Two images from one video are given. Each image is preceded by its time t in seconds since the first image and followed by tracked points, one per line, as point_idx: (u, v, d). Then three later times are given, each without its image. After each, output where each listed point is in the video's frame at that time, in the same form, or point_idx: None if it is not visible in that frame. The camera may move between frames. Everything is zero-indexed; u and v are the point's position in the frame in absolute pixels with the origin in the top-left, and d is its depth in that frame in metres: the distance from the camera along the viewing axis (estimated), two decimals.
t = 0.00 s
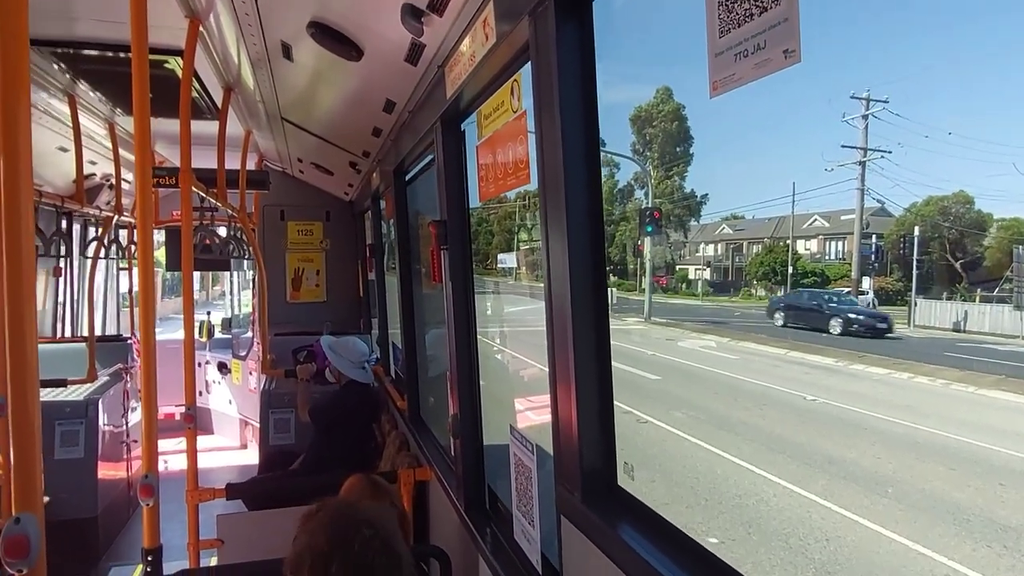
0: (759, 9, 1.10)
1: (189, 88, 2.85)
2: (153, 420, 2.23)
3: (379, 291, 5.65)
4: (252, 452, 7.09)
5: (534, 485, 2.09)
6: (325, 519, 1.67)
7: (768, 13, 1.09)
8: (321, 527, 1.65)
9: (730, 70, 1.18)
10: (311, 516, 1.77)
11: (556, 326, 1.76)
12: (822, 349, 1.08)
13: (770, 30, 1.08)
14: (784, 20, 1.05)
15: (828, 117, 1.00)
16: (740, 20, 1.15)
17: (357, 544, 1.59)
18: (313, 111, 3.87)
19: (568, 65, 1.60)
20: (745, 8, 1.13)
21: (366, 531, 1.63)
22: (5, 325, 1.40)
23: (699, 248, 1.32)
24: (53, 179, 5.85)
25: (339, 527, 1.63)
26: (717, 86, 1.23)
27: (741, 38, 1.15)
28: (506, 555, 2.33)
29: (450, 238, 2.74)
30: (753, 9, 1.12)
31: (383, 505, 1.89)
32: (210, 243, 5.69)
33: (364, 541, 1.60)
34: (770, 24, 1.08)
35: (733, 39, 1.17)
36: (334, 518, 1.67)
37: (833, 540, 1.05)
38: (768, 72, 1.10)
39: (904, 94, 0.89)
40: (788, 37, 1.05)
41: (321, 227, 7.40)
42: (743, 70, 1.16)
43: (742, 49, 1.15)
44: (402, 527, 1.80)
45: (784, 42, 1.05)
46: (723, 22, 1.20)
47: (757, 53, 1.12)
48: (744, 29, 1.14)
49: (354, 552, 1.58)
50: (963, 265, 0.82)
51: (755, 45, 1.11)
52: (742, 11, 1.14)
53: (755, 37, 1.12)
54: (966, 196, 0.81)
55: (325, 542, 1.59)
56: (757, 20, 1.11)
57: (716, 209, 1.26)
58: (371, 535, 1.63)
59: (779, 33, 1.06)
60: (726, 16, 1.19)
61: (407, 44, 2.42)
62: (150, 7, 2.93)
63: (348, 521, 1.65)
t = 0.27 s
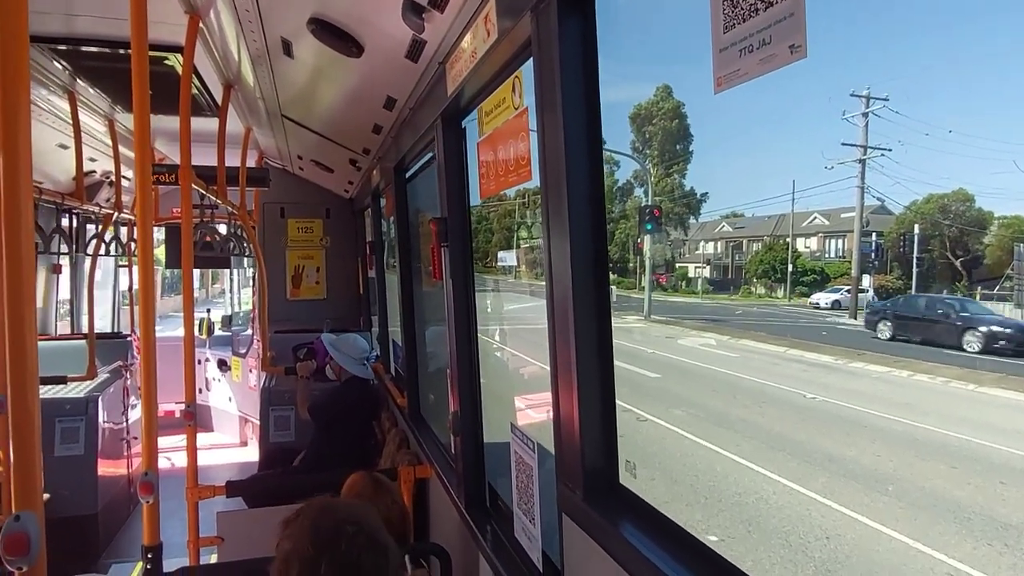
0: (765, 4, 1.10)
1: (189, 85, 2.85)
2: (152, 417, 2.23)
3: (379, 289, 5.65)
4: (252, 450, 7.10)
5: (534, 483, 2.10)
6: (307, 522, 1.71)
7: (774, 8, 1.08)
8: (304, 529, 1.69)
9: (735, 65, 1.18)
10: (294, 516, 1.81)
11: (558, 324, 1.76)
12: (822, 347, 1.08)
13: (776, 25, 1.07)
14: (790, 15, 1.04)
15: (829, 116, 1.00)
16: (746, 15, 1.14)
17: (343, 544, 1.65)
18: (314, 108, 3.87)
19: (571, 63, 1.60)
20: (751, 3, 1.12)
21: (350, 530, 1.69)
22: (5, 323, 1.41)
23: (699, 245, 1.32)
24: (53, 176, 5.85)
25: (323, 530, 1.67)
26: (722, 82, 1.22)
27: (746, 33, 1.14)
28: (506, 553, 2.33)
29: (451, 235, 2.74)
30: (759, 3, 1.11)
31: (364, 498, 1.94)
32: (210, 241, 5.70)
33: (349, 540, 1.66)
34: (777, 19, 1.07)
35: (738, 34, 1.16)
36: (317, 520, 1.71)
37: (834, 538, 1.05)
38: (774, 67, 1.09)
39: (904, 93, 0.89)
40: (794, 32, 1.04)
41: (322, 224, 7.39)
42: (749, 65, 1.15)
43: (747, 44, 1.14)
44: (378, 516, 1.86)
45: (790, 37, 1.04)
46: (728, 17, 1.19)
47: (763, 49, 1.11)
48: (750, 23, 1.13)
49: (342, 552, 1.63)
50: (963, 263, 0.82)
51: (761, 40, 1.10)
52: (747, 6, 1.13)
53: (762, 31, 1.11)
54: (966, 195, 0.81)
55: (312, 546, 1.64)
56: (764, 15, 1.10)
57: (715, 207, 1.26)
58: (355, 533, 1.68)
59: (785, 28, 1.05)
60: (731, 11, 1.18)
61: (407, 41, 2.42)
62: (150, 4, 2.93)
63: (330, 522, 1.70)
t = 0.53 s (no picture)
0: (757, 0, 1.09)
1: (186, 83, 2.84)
2: (150, 415, 2.23)
3: (376, 286, 5.65)
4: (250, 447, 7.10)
5: (530, 480, 2.10)
6: (299, 517, 1.72)
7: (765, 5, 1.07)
8: (296, 524, 1.70)
9: (727, 62, 1.17)
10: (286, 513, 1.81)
11: (553, 322, 1.76)
12: (819, 344, 1.08)
13: (769, 21, 1.07)
14: (782, 11, 1.03)
15: (827, 113, 1.00)
16: (738, 12, 1.13)
17: (334, 537, 1.66)
18: (310, 105, 3.86)
19: (566, 61, 1.60)
20: None
21: (341, 523, 1.69)
22: (3, 320, 1.40)
23: (696, 243, 1.32)
24: (49, 174, 5.83)
25: (314, 524, 1.68)
26: (714, 79, 1.22)
27: (739, 30, 1.13)
28: (503, 549, 2.33)
29: (448, 233, 2.74)
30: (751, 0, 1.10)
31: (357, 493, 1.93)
32: (207, 238, 5.69)
33: (341, 533, 1.67)
34: (770, 15, 1.06)
35: (731, 30, 1.15)
36: (308, 515, 1.72)
37: (831, 534, 1.06)
38: (767, 64, 1.08)
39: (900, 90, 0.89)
40: (787, 28, 1.03)
41: (319, 222, 7.38)
42: (741, 62, 1.14)
43: (740, 41, 1.13)
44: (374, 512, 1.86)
45: (782, 34, 1.04)
46: (720, 14, 1.18)
47: (756, 45, 1.10)
48: (743, 20, 1.12)
49: (333, 545, 1.64)
50: (960, 260, 0.82)
51: (754, 36, 1.10)
52: (739, 2, 1.13)
53: (754, 28, 1.10)
54: (963, 191, 0.81)
55: (303, 541, 1.65)
56: (756, 11, 1.09)
57: (714, 203, 1.26)
58: (347, 527, 1.69)
59: (778, 25, 1.05)
60: (723, 8, 1.17)
61: (404, 37, 2.41)
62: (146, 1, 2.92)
63: (322, 516, 1.71)
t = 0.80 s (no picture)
0: (751, 2, 1.10)
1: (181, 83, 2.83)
2: (148, 416, 2.22)
3: (373, 286, 5.64)
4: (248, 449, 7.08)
5: (528, 481, 2.10)
6: (292, 519, 1.72)
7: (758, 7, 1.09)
8: (289, 527, 1.69)
9: (722, 63, 1.18)
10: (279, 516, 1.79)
11: (550, 323, 1.76)
12: (817, 343, 1.09)
13: (762, 23, 1.08)
14: (775, 13, 1.04)
15: (825, 112, 1.00)
16: (732, 13, 1.14)
17: (326, 539, 1.65)
18: (306, 106, 3.85)
19: (561, 61, 1.60)
20: None
21: (334, 525, 1.69)
22: None
23: (694, 242, 1.31)
24: (45, 175, 5.82)
25: (307, 526, 1.68)
26: (709, 80, 1.23)
27: (734, 30, 1.14)
28: (500, 550, 2.33)
29: (444, 233, 2.74)
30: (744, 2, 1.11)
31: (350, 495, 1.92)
32: (203, 240, 5.68)
33: (333, 534, 1.67)
34: (763, 16, 1.07)
35: (726, 31, 1.17)
36: (302, 517, 1.71)
37: (829, 533, 1.06)
38: (761, 65, 1.09)
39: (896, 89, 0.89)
40: (780, 29, 1.04)
41: (315, 222, 7.37)
42: (735, 63, 1.15)
43: (735, 42, 1.14)
44: (370, 516, 1.86)
45: (775, 35, 1.04)
46: (714, 15, 1.19)
47: (750, 46, 1.11)
48: (737, 21, 1.13)
49: (325, 546, 1.64)
50: (957, 258, 0.82)
51: (748, 37, 1.11)
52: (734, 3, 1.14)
53: (749, 29, 1.11)
54: (960, 189, 0.81)
55: (296, 543, 1.64)
56: (750, 12, 1.10)
57: (711, 202, 1.26)
58: (340, 528, 1.68)
59: (772, 26, 1.05)
60: (717, 9, 1.18)
61: (399, 38, 2.42)
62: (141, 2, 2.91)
63: (315, 518, 1.71)
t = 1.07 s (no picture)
0: (746, 5, 1.10)
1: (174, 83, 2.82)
2: (141, 417, 2.21)
3: (367, 286, 5.63)
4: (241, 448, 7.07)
5: (522, 480, 2.10)
6: (286, 519, 1.72)
7: (755, 9, 1.09)
8: (283, 527, 1.69)
9: (716, 66, 1.18)
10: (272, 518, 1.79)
11: (545, 322, 1.76)
12: (810, 340, 1.09)
13: (758, 26, 1.08)
14: (771, 16, 1.05)
15: (817, 110, 1.01)
16: (727, 15, 1.14)
17: (319, 538, 1.65)
18: (300, 105, 3.85)
19: (556, 61, 1.60)
20: (733, 3, 1.13)
21: (328, 524, 1.69)
22: None
23: (688, 240, 1.32)
24: (37, 175, 5.79)
25: (300, 526, 1.68)
26: (705, 82, 1.23)
27: (730, 32, 1.14)
28: (495, 549, 2.33)
29: (438, 233, 2.73)
30: (739, 4, 1.11)
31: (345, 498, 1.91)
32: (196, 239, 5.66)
33: (327, 534, 1.66)
34: (759, 19, 1.08)
35: (721, 34, 1.17)
36: (296, 518, 1.71)
37: (822, 530, 1.06)
38: (756, 67, 1.10)
39: (889, 89, 0.90)
40: (776, 32, 1.04)
41: (309, 221, 7.35)
42: (730, 66, 1.15)
43: (729, 44, 1.15)
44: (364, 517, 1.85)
45: (771, 37, 1.05)
46: (710, 17, 1.19)
47: (745, 49, 1.12)
48: (731, 24, 1.14)
49: (318, 546, 1.64)
50: (948, 256, 0.83)
51: (742, 40, 1.11)
52: (729, 6, 1.14)
53: (744, 31, 1.11)
54: (951, 187, 0.82)
55: (290, 544, 1.64)
56: (745, 15, 1.11)
57: (705, 199, 1.26)
58: (333, 528, 1.68)
59: (766, 29, 1.06)
60: (712, 11, 1.18)
61: (394, 38, 2.41)
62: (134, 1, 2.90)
63: (308, 518, 1.70)
